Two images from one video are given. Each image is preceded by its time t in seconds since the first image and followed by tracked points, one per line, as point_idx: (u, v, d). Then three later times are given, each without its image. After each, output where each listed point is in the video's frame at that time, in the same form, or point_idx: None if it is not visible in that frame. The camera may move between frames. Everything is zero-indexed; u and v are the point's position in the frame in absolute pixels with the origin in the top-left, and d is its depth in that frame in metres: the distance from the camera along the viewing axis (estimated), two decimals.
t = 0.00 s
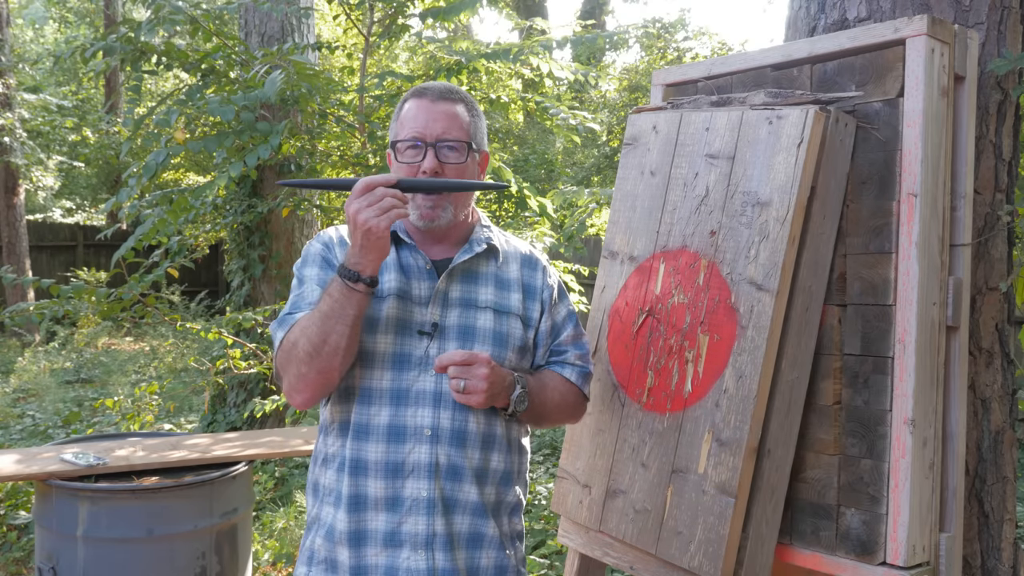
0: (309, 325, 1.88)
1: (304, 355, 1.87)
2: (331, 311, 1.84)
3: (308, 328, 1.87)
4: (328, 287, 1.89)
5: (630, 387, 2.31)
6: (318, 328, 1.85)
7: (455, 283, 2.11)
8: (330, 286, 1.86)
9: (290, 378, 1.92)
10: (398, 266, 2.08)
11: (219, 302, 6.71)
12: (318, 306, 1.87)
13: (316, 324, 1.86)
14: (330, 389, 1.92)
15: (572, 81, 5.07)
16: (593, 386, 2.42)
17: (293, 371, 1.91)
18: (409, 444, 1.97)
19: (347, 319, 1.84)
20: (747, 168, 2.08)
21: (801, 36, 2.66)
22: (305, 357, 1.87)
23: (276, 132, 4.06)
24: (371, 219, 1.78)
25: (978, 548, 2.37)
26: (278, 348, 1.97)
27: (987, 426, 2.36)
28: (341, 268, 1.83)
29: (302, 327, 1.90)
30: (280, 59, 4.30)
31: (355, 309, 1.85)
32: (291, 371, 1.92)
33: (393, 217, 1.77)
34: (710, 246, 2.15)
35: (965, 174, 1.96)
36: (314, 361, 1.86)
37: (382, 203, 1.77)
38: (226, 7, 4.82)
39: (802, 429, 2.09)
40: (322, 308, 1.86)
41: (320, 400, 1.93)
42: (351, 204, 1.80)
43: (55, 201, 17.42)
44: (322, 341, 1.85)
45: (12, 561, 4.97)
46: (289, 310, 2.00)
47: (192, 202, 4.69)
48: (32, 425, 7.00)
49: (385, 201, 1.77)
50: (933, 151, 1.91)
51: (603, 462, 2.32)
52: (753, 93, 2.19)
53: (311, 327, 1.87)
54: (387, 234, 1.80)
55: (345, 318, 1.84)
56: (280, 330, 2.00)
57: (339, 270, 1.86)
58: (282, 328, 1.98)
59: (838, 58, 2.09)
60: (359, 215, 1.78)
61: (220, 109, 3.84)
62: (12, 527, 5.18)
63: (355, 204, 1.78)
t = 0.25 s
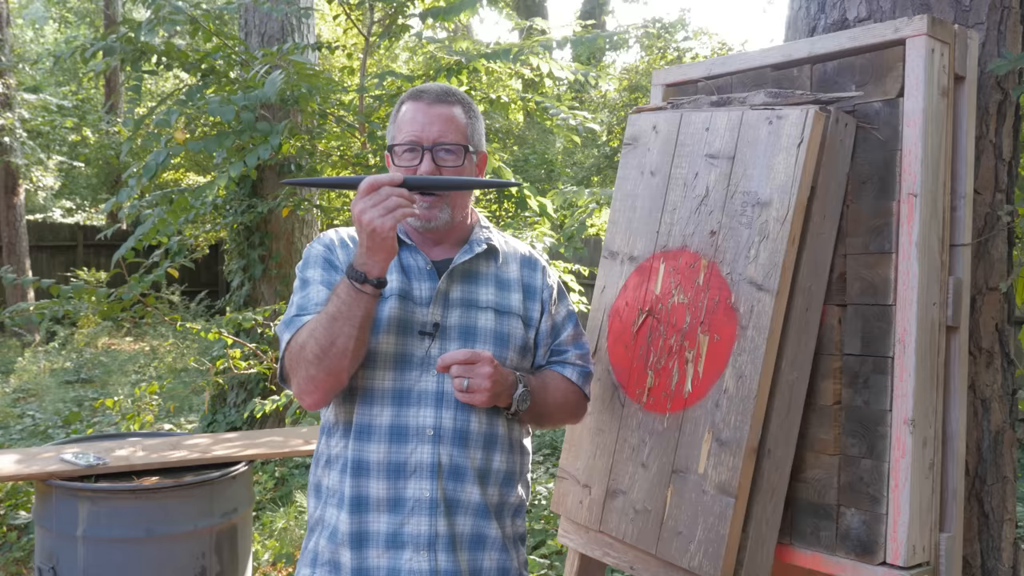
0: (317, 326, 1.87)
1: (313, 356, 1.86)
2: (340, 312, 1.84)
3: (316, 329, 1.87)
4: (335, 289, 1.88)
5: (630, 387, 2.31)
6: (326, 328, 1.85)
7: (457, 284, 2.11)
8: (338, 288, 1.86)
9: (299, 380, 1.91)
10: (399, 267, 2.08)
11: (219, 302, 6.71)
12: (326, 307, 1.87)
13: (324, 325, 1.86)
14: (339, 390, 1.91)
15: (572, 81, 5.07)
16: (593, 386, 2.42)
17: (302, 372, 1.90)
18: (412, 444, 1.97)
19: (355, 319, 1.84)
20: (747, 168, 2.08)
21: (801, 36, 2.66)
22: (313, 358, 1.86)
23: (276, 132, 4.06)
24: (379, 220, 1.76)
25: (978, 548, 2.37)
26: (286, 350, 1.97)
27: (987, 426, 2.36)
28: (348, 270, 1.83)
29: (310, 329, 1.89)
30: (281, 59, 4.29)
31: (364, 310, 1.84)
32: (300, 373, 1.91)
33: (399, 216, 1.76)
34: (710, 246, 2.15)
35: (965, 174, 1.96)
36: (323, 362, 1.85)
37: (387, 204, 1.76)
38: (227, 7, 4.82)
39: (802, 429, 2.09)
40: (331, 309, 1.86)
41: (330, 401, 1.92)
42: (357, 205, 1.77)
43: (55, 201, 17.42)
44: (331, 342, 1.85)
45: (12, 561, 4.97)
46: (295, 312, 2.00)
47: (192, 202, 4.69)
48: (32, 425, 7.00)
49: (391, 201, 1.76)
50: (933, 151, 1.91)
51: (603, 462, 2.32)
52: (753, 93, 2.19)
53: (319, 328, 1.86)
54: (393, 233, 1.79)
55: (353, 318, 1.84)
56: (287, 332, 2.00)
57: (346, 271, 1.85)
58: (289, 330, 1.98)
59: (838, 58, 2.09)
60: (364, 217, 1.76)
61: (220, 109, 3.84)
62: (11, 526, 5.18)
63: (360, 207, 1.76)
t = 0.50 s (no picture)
0: (321, 332, 1.87)
1: (316, 363, 1.87)
2: (344, 323, 1.84)
3: (320, 336, 1.87)
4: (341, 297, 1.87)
5: (630, 387, 2.31)
6: (330, 337, 1.85)
7: (461, 284, 2.10)
8: (343, 297, 1.85)
9: (302, 383, 1.92)
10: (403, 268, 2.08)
11: (219, 302, 6.71)
12: (330, 315, 1.87)
13: (328, 334, 1.85)
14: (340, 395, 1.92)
15: (572, 81, 5.07)
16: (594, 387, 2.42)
17: (304, 376, 1.91)
18: (415, 444, 1.97)
19: (359, 331, 1.83)
20: (747, 168, 2.08)
21: (801, 36, 2.66)
22: (316, 365, 1.87)
23: (276, 132, 4.06)
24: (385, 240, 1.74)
25: (978, 548, 2.37)
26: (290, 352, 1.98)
27: (987, 426, 2.36)
28: (356, 280, 1.81)
29: (314, 334, 1.89)
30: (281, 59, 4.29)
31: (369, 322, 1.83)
32: (302, 376, 1.92)
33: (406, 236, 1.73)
34: (710, 246, 2.15)
35: (965, 174, 1.96)
36: (326, 370, 1.85)
37: (394, 223, 1.73)
38: (226, 7, 4.82)
39: (802, 429, 2.09)
40: (335, 318, 1.85)
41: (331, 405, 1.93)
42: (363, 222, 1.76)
43: (55, 201, 17.42)
44: (334, 351, 1.85)
45: (12, 561, 4.97)
46: (299, 313, 2.00)
47: (192, 202, 4.69)
48: (32, 425, 7.00)
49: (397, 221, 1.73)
50: (933, 151, 1.91)
51: (603, 462, 2.32)
52: (753, 93, 2.19)
53: (323, 336, 1.86)
54: (399, 251, 1.76)
55: (358, 329, 1.83)
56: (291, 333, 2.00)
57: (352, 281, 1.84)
58: (293, 331, 1.98)
59: (838, 57, 2.09)
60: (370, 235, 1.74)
61: (220, 109, 3.84)
62: (11, 526, 5.18)
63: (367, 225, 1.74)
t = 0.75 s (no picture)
0: (324, 330, 1.87)
1: (319, 361, 1.87)
2: (347, 322, 1.84)
3: (322, 335, 1.87)
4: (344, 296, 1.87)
5: (630, 387, 2.31)
6: (332, 335, 1.85)
7: (464, 285, 2.10)
8: (346, 296, 1.85)
9: (303, 381, 1.92)
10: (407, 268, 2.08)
11: (219, 302, 6.71)
12: (333, 314, 1.87)
13: (330, 332, 1.86)
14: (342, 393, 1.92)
15: (572, 81, 5.07)
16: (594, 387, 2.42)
17: (306, 374, 1.91)
18: (417, 443, 1.97)
19: (361, 330, 1.83)
20: (747, 168, 2.08)
21: (801, 36, 2.66)
22: (318, 364, 1.87)
23: (276, 132, 4.06)
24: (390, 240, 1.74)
25: (978, 548, 2.37)
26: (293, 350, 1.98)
27: (987, 426, 2.36)
28: (358, 280, 1.81)
29: (317, 333, 1.89)
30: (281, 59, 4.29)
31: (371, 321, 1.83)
32: (304, 374, 1.92)
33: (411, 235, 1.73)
34: (710, 245, 2.15)
35: (965, 174, 1.96)
36: (328, 369, 1.85)
37: (399, 223, 1.73)
38: (226, 7, 4.82)
39: (802, 429, 2.09)
40: (338, 317, 1.85)
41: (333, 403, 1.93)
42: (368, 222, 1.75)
43: (55, 201, 17.42)
44: (336, 349, 1.85)
45: (12, 561, 4.97)
46: (302, 312, 2.00)
47: (192, 202, 4.69)
48: (32, 425, 7.00)
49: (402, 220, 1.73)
50: (933, 151, 1.90)
51: (603, 462, 2.32)
52: (753, 93, 2.19)
53: (325, 334, 1.86)
54: (403, 252, 1.76)
55: (359, 328, 1.83)
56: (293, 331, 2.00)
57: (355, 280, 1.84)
58: (296, 329, 1.98)
59: (838, 57, 2.09)
60: (375, 235, 1.74)
61: (220, 109, 3.84)
62: (11, 527, 5.18)
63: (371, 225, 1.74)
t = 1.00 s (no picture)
0: (323, 330, 1.87)
1: (319, 361, 1.87)
2: (346, 321, 1.84)
3: (322, 334, 1.87)
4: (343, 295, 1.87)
5: (630, 387, 2.31)
6: (332, 335, 1.85)
7: (464, 285, 2.10)
8: (345, 295, 1.85)
9: (303, 381, 1.92)
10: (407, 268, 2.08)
11: (219, 302, 6.71)
12: (332, 314, 1.87)
13: (330, 332, 1.86)
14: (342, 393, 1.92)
15: (572, 81, 5.07)
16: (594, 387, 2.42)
17: (307, 374, 1.91)
18: (416, 444, 1.97)
19: (361, 329, 1.83)
20: (747, 168, 2.08)
21: (801, 36, 2.66)
22: (318, 363, 1.87)
23: (276, 132, 4.06)
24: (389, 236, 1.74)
25: (978, 548, 2.37)
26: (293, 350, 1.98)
27: (987, 426, 2.36)
28: (357, 279, 1.81)
29: (317, 333, 1.89)
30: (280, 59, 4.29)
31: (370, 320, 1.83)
32: (304, 374, 1.92)
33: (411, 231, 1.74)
34: (710, 245, 2.15)
35: (965, 174, 1.96)
36: (328, 368, 1.85)
37: (397, 218, 1.73)
38: (226, 7, 4.82)
39: (802, 429, 2.09)
40: (337, 316, 1.85)
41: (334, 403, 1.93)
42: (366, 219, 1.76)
43: (55, 201, 17.42)
44: (335, 349, 1.85)
45: (12, 561, 4.97)
46: (302, 312, 2.00)
47: (192, 202, 4.69)
48: (32, 425, 7.00)
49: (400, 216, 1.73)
50: (933, 151, 1.90)
51: (603, 462, 2.32)
52: (753, 93, 2.19)
53: (325, 334, 1.86)
54: (403, 248, 1.77)
55: (359, 328, 1.83)
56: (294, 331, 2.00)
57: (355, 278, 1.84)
58: (296, 330, 1.98)
59: (838, 58, 2.09)
60: (373, 231, 1.74)
61: (220, 109, 3.84)
62: (11, 527, 5.18)
63: (370, 222, 1.75)
